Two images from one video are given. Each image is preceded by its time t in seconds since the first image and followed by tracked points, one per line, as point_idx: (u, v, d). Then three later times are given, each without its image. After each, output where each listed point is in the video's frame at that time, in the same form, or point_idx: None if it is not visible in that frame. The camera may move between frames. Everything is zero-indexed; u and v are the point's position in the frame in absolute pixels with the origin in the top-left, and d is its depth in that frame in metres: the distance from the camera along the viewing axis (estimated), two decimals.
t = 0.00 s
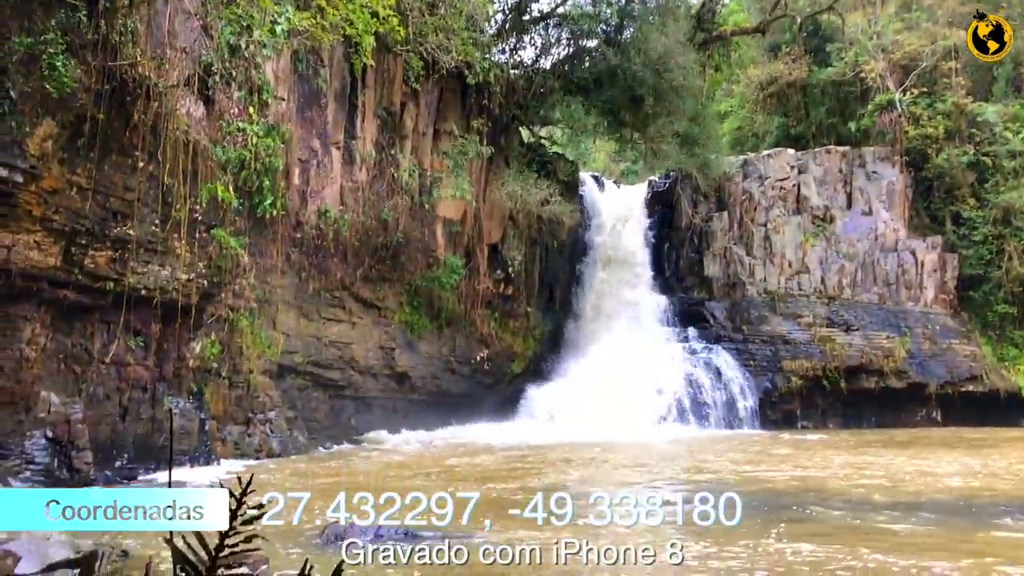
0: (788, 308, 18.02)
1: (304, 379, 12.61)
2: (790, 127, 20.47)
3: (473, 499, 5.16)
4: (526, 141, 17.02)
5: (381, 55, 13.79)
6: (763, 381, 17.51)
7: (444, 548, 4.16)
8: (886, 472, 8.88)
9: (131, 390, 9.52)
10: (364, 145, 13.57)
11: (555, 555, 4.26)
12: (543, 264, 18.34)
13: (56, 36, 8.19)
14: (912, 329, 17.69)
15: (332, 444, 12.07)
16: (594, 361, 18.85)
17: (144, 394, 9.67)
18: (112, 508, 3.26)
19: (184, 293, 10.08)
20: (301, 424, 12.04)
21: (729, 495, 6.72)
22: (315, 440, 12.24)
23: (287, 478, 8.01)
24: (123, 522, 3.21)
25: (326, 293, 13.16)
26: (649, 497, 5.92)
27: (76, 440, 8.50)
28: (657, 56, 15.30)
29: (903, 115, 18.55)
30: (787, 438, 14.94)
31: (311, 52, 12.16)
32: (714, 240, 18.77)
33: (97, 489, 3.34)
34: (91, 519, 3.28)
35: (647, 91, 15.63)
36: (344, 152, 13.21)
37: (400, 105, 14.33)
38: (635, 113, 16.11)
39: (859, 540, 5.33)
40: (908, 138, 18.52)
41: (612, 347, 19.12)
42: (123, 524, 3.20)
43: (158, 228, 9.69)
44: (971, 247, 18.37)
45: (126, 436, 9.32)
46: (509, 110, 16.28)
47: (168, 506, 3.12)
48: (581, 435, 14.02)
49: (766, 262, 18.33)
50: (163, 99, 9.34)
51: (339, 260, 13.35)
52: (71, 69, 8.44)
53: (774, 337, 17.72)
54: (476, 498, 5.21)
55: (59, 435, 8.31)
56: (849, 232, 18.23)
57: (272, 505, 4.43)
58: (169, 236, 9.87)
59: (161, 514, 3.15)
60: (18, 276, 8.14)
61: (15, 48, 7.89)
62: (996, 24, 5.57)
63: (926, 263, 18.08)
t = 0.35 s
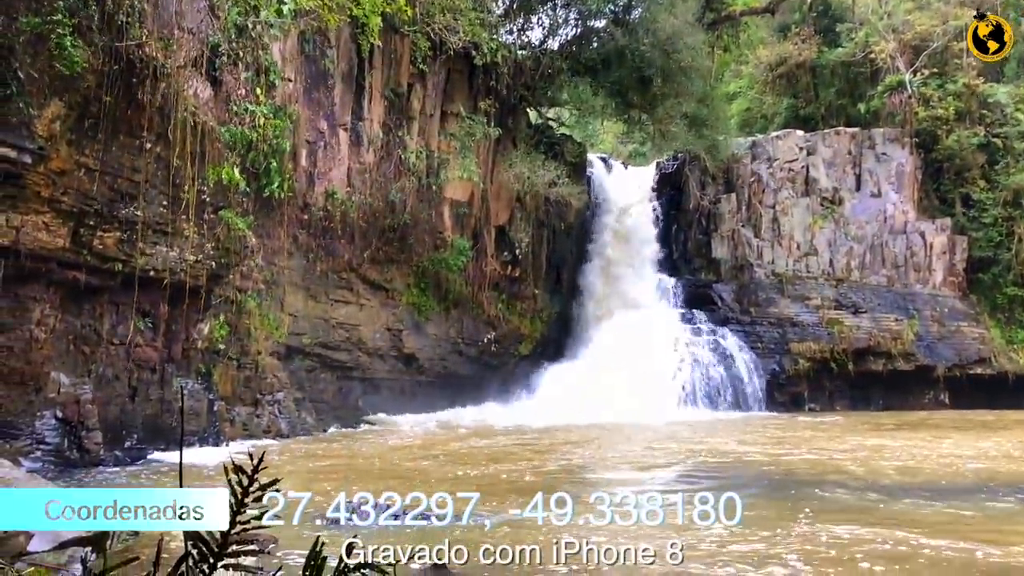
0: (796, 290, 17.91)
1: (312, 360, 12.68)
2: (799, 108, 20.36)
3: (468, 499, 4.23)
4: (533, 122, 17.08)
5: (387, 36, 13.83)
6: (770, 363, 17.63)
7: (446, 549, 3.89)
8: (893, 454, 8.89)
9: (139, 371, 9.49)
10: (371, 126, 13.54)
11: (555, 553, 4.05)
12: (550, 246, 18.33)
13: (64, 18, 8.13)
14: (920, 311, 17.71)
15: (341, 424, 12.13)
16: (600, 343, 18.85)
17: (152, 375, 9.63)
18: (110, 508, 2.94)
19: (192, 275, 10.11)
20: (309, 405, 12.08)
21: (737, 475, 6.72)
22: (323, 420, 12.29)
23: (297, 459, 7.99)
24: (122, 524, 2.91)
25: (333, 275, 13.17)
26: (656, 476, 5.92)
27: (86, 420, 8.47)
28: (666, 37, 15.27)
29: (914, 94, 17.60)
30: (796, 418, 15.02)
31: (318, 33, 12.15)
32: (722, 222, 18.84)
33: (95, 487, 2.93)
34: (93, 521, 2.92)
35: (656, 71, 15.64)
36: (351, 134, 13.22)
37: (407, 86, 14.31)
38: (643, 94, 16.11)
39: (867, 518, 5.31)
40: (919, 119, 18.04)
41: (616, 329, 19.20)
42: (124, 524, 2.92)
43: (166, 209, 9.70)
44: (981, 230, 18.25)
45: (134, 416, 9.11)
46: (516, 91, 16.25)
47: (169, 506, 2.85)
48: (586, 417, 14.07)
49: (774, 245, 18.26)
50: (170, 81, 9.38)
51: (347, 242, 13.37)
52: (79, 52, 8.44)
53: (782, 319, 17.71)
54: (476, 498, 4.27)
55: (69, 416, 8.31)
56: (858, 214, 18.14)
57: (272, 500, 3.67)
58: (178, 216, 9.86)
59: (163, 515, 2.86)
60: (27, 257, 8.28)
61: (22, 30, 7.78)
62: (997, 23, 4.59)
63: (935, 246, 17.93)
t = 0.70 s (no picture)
0: (794, 283, 18.03)
1: (312, 354, 12.69)
2: (798, 101, 20.34)
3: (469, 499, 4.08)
4: (531, 116, 17.05)
5: (386, 30, 13.78)
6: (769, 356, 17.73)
7: (444, 547, 3.81)
8: (891, 448, 8.89)
9: (140, 366, 9.35)
10: (370, 121, 13.54)
11: (554, 554, 3.91)
12: (549, 240, 18.31)
13: (62, 18, 8.05)
14: (918, 304, 17.66)
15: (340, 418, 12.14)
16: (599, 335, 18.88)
17: (152, 369, 9.47)
18: (110, 508, 2.89)
19: (190, 269, 10.14)
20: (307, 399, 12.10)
21: (736, 469, 6.72)
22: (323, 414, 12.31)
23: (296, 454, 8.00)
24: (121, 524, 2.82)
25: (332, 270, 13.17)
26: (654, 470, 5.94)
27: (85, 416, 8.38)
28: (664, 30, 15.21)
29: (911, 89, 17.58)
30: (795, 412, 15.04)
31: (316, 27, 12.14)
32: (720, 215, 18.88)
33: (93, 489, 2.93)
34: (90, 520, 2.87)
35: (654, 65, 15.60)
36: (350, 128, 13.20)
37: (405, 80, 14.28)
38: (642, 88, 16.08)
39: (864, 510, 5.31)
40: (918, 113, 17.95)
41: (616, 321, 19.18)
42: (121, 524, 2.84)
43: (164, 203, 9.75)
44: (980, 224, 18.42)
45: (134, 411, 8.82)
46: (514, 84, 16.25)
47: (170, 505, 2.78)
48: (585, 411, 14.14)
49: (773, 238, 18.32)
50: (169, 75, 9.42)
51: (346, 236, 13.37)
52: (76, 47, 8.45)
53: (780, 313, 17.83)
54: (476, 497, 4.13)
55: (67, 410, 8.24)
56: (857, 207, 18.13)
57: (272, 512, 3.10)
58: (175, 211, 9.91)
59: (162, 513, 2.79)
60: (24, 252, 8.36)
61: (20, 24, 7.75)
62: (997, 23, 4.45)
63: (933, 240, 17.84)
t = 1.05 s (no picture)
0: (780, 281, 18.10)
1: (298, 353, 12.66)
2: (784, 100, 20.57)
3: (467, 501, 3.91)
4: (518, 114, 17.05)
5: (372, 28, 13.79)
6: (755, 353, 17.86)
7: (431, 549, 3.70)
8: (878, 444, 8.92)
9: (125, 365, 9.41)
10: (356, 118, 13.51)
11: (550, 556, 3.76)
12: (536, 238, 18.31)
13: (45, 17, 7.95)
14: (902, 300, 17.61)
15: (326, 417, 12.10)
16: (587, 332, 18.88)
17: (137, 369, 9.54)
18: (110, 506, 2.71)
19: (175, 268, 10.05)
20: (294, 399, 12.06)
21: (722, 467, 6.76)
22: (309, 414, 12.28)
23: (283, 455, 7.99)
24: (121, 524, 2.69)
25: (318, 268, 13.13)
26: (642, 471, 5.98)
27: (71, 415, 8.42)
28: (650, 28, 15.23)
29: (895, 87, 17.33)
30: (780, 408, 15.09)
31: (301, 25, 12.14)
32: (707, 212, 18.95)
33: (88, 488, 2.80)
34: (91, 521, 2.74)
35: (640, 62, 15.66)
36: (336, 126, 13.17)
37: (392, 78, 14.27)
38: (628, 85, 16.13)
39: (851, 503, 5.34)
40: (901, 111, 17.47)
41: (604, 315, 19.16)
42: (124, 524, 2.66)
43: (149, 202, 9.64)
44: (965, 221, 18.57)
45: (119, 410, 9.10)
46: (501, 83, 16.25)
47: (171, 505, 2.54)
48: (574, 407, 14.14)
49: (759, 236, 18.45)
50: (152, 73, 9.34)
51: (332, 234, 13.31)
52: (56, 45, 8.32)
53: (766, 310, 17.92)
54: (478, 498, 3.89)
55: (52, 411, 8.30)
56: (842, 205, 18.23)
57: (272, 511, 3.54)
58: (160, 210, 9.79)
59: (165, 515, 2.59)
60: (6, 251, 8.27)
61: None
62: (998, 23, 4.46)
63: (917, 237, 17.56)
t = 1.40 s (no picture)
0: (750, 280, 18.66)
1: (270, 351, 12.58)
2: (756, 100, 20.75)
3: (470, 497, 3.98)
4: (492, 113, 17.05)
5: (346, 25, 13.71)
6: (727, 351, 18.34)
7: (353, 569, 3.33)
8: (848, 442, 9.01)
9: (94, 363, 9.31)
10: (330, 116, 13.46)
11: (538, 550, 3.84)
12: (510, 236, 18.34)
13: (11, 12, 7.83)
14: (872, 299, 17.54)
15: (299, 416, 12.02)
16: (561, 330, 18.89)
17: (107, 367, 9.43)
18: (111, 507, 2.68)
19: (145, 266, 9.94)
20: (266, 398, 11.98)
21: (694, 466, 6.80)
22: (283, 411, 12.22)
23: (254, 456, 7.93)
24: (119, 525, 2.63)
25: (290, 266, 13.05)
26: (616, 471, 5.99)
27: (39, 414, 8.24)
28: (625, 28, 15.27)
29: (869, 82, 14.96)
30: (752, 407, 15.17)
31: (274, 21, 12.05)
32: (680, 212, 19.38)
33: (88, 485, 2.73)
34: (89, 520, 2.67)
35: (614, 62, 15.79)
36: (309, 123, 13.10)
37: (365, 76, 14.22)
38: (602, 85, 16.24)
39: (824, 500, 5.39)
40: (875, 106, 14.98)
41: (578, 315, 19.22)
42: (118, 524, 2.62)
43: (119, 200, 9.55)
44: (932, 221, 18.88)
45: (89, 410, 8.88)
46: (476, 81, 16.24)
47: (170, 505, 2.54)
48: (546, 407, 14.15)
49: (730, 235, 18.93)
50: (123, 69, 9.25)
51: (304, 232, 13.23)
52: (24, 39, 8.23)
53: (737, 310, 18.46)
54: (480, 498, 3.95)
55: (19, 410, 8.13)
56: (813, 204, 18.04)
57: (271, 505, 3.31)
58: (130, 208, 9.68)
59: (162, 513, 2.58)
60: None
61: None
62: (998, 23, 4.23)
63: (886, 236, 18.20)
